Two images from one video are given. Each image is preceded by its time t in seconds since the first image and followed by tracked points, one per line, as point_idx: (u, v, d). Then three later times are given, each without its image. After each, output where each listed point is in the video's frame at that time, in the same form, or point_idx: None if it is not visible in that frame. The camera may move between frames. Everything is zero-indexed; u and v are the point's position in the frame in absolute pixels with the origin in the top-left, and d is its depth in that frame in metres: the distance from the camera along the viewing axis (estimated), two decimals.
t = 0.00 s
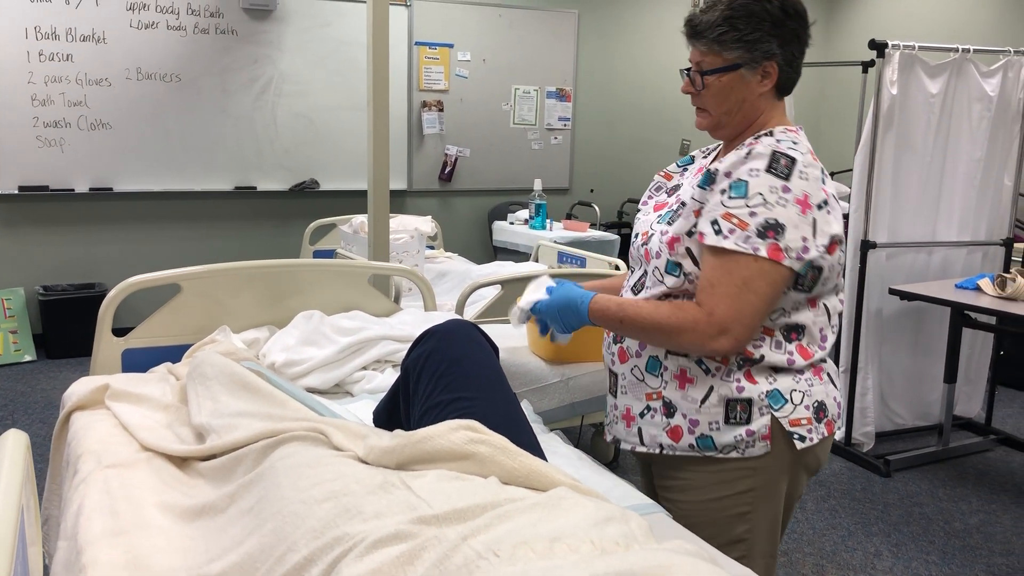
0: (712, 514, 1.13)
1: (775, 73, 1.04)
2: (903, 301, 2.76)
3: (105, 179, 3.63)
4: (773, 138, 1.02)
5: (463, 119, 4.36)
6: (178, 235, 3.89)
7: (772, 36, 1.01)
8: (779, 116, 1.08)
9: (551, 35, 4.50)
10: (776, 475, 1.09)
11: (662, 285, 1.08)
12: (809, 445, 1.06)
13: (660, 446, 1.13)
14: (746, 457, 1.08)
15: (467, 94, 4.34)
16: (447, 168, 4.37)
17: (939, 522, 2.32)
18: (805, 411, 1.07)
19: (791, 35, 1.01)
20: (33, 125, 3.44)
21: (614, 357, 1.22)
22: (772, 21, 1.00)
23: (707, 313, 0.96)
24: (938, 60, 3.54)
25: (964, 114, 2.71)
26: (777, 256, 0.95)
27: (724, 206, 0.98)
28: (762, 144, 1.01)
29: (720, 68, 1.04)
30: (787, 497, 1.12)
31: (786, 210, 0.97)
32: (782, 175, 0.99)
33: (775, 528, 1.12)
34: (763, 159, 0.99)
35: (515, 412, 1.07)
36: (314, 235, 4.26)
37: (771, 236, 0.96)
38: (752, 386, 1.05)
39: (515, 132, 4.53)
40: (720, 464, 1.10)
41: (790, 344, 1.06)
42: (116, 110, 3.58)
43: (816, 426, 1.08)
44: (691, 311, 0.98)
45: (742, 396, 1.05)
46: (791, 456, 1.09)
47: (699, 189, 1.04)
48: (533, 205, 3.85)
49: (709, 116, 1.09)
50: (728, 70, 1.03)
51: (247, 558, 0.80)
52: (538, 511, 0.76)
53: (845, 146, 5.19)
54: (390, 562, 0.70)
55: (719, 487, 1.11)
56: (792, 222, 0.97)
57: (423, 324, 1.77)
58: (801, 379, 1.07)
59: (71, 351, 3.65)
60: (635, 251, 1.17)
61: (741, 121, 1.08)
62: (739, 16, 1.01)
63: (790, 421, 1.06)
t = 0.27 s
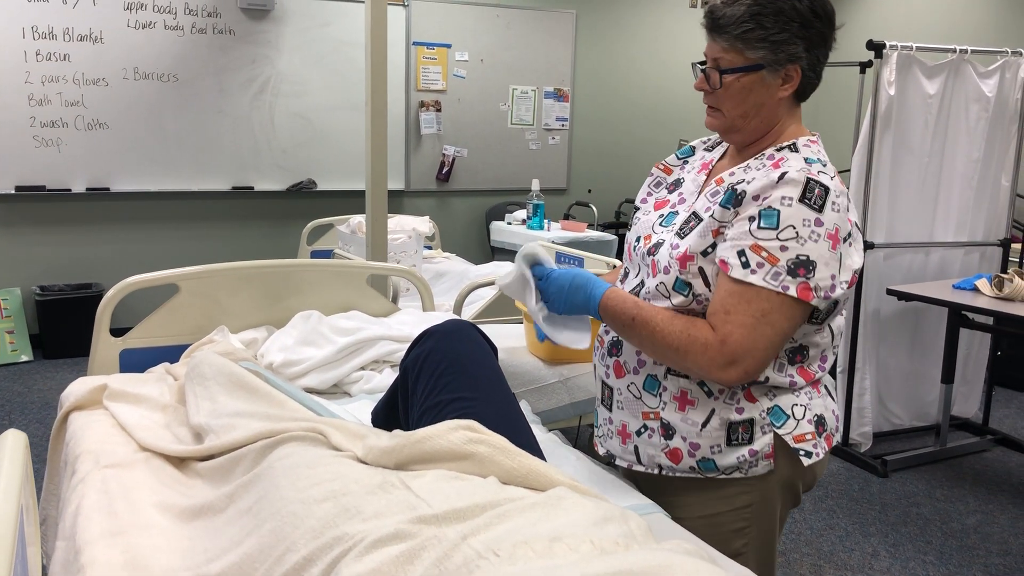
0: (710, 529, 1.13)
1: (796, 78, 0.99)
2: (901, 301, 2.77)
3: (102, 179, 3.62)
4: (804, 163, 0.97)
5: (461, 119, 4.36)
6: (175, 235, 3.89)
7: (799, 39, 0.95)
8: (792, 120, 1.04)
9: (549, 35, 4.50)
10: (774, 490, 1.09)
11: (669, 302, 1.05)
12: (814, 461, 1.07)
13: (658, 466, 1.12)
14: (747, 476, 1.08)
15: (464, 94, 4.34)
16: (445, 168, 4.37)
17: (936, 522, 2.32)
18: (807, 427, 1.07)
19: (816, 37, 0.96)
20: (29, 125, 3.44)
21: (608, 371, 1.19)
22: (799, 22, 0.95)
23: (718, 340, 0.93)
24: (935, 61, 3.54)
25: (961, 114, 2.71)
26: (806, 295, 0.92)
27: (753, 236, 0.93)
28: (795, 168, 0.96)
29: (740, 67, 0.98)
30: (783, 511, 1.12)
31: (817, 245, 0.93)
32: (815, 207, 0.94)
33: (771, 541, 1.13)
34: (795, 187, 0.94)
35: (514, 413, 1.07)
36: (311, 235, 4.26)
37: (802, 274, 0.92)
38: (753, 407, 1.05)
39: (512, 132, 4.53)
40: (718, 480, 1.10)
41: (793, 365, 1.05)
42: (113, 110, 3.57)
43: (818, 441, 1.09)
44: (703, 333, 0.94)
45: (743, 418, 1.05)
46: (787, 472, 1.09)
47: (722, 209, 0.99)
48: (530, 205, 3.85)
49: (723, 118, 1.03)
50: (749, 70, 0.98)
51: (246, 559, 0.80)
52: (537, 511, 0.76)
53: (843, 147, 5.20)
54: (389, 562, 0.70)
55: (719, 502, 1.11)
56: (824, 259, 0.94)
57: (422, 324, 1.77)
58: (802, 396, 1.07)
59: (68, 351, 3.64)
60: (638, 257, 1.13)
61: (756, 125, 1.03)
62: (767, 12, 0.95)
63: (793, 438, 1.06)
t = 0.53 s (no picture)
0: (718, 535, 1.13)
1: (790, 87, 0.99)
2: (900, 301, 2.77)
3: (101, 179, 3.62)
4: (790, 169, 0.98)
5: (460, 119, 4.36)
6: (175, 236, 3.89)
7: (798, 50, 0.95)
8: (779, 124, 1.05)
9: (548, 35, 4.51)
10: (780, 491, 1.11)
11: (666, 320, 1.05)
12: (825, 464, 1.07)
13: (668, 477, 1.12)
14: (756, 480, 1.09)
15: (463, 94, 4.34)
16: (444, 168, 4.37)
17: (935, 522, 2.32)
18: (815, 429, 1.07)
19: (813, 47, 0.96)
20: (28, 125, 3.44)
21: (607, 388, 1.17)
22: (800, 33, 0.94)
23: (726, 365, 0.93)
24: (934, 62, 3.55)
25: (960, 114, 2.71)
26: (806, 307, 0.93)
27: (747, 254, 0.93)
28: (780, 178, 0.95)
29: (736, 78, 0.98)
30: (788, 510, 1.14)
31: (812, 254, 0.94)
32: (807, 216, 0.94)
33: (776, 541, 1.14)
34: (784, 197, 0.94)
35: (514, 413, 1.07)
36: (311, 235, 4.26)
37: (800, 287, 0.93)
38: (762, 414, 1.05)
39: (511, 132, 4.53)
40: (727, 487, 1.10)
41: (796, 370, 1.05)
42: (112, 110, 3.57)
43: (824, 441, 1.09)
44: (709, 359, 0.94)
45: (752, 426, 1.05)
46: (791, 472, 1.11)
47: (711, 225, 0.99)
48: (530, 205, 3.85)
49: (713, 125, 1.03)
50: (745, 81, 0.97)
51: (247, 558, 0.80)
52: (537, 510, 0.76)
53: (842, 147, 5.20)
54: (390, 561, 0.70)
55: (727, 508, 1.11)
56: (821, 268, 0.94)
57: (422, 324, 1.78)
58: (807, 398, 1.08)
59: (67, 352, 3.64)
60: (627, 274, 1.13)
61: (745, 133, 1.03)
62: (770, 23, 0.93)
63: (803, 442, 1.07)
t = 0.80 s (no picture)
0: (719, 531, 1.15)
1: (757, 90, 1.02)
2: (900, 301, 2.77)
3: (101, 179, 3.62)
4: (774, 163, 1.01)
5: (460, 119, 4.36)
6: (175, 235, 3.89)
7: (762, 56, 0.97)
8: (748, 124, 1.08)
9: (548, 35, 4.50)
10: (776, 483, 1.15)
11: (660, 318, 1.07)
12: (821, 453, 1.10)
13: (669, 477, 1.12)
14: (755, 473, 1.12)
15: (463, 94, 4.34)
16: (444, 168, 4.37)
17: (935, 522, 2.32)
18: (809, 418, 1.11)
19: (776, 49, 0.98)
20: (28, 124, 3.44)
21: (601, 392, 1.17)
22: (763, 39, 0.96)
23: (748, 361, 0.94)
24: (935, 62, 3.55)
25: (960, 114, 2.72)
26: (809, 297, 0.95)
27: (748, 249, 0.96)
28: (771, 174, 0.99)
29: (705, 88, 1.01)
30: (783, 503, 1.18)
31: (808, 246, 0.97)
32: (800, 209, 0.97)
33: (772, 534, 1.18)
34: (777, 192, 0.97)
35: (516, 413, 1.07)
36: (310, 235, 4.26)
37: (802, 278, 0.95)
38: (761, 406, 1.08)
39: (511, 132, 4.53)
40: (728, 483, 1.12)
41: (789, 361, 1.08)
42: (112, 110, 3.56)
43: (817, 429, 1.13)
44: (729, 357, 0.95)
45: (753, 419, 1.08)
46: (785, 464, 1.16)
47: (706, 222, 1.01)
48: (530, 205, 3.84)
49: (686, 134, 1.06)
50: (714, 90, 1.00)
51: (249, 558, 0.80)
52: (540, 510, 0.76)
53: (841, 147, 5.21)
54: (393, 561, 0.70)
55: (728, 503, 1.14)
56: (817, 259, 0.97)
57: (422, 324, 1.77)
58: (798, 387, 1.11)
59: (67, 351, 3.64)
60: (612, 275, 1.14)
61: (718, 138, 1.06)
62: (732, 35, 0.95)
63: (800, 431, 1.10)
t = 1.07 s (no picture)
0: (711, 524, 1.17)
1: (735, 85, 1.05)
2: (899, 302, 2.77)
3: (100, 178, 3.62)
4: (752, 162, 1.04)
5: (460, 118, 4.36)
6: (174, 234, 3.89)
7: (741, 51, 1.00)
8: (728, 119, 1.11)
9: (549, 34, 4.50)
10: (766, 474, 1.18)
11: (648, 320, 1.09)
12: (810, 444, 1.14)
13: (664, 475, 1.13)
14: (748, 466, 1.14)
15: (463, 94, 4.34)
16: (444, 167, 4.37)
17: (934, 522, 2.32)
18: (798, 411, 1.13)
19: (753, 45, 1.01)
20: (28, 123, 3.43)
21: (594, 394, 1.17)
22: (740, 34, 0.98)
23: (718, 356, 0.98)
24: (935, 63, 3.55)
25: (960, 115, 2.72)
26: (789, 294, 0.99)
27: (729, 250, 0.99)
28: (750, 174, 1.02)
29: (685, 85, 1.03)
30: (774, 493, 1.21)
31: (788, 243, 1.00)
32: (780, 207, 1.00)
33: (764, 523, 1.21)
34: (756, 193, 1.00)
35: (518, 412, 1.07)
36: (310, 234, 4.25)
37: (782, 276, 0.99)
38: (752, 402, 1.10)
39: (511, 131, 4.53)
40: (720, 477, 1.14)
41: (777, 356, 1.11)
42: (111, 108, 3.56)
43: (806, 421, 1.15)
44: (702, 351, 0.99)
45: (745, 415, 1.09)
46: (775, 456, 1.18)
47: (689, 223, 1.04)
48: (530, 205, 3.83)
49: (666, 131, 1.09)
50: (694, 87, 1.03)
51: (251, 557, 0.80)
52: (544, 510, 0.76)
53: (842, 147, 5.20)
54: (396, 561, 0.70)
55: (719, 498, 1.16)
56: (798, 256, 1.00)
57: (423, 323, 1.77)
58: (786, 380, 1.14)
59: (66, 350, 3.64)
60: (600, 279, 1.16)
61: (697, 134, 1.09)
62: (711, 31, 0.97)
63: (791, 424, 1.13)
